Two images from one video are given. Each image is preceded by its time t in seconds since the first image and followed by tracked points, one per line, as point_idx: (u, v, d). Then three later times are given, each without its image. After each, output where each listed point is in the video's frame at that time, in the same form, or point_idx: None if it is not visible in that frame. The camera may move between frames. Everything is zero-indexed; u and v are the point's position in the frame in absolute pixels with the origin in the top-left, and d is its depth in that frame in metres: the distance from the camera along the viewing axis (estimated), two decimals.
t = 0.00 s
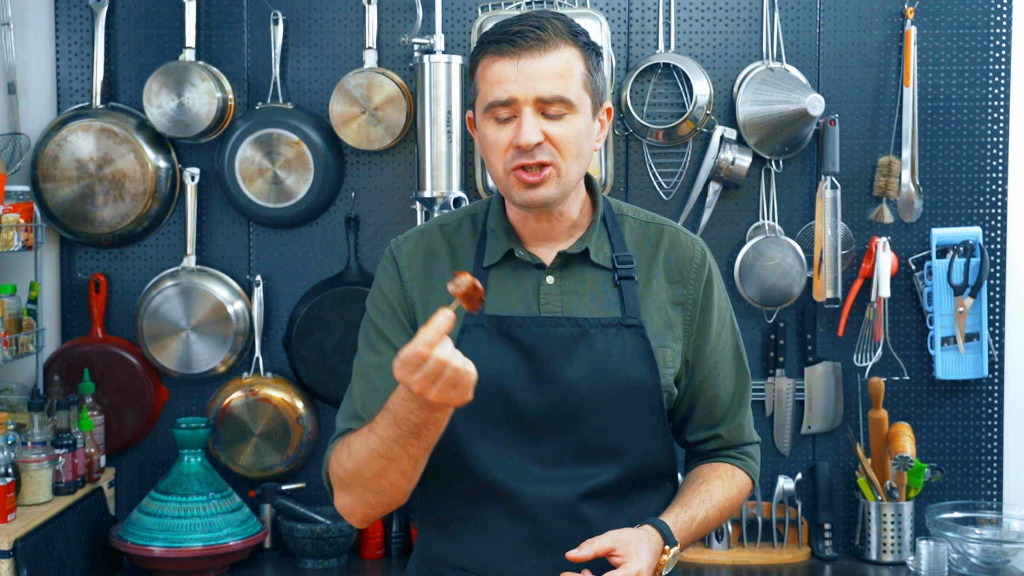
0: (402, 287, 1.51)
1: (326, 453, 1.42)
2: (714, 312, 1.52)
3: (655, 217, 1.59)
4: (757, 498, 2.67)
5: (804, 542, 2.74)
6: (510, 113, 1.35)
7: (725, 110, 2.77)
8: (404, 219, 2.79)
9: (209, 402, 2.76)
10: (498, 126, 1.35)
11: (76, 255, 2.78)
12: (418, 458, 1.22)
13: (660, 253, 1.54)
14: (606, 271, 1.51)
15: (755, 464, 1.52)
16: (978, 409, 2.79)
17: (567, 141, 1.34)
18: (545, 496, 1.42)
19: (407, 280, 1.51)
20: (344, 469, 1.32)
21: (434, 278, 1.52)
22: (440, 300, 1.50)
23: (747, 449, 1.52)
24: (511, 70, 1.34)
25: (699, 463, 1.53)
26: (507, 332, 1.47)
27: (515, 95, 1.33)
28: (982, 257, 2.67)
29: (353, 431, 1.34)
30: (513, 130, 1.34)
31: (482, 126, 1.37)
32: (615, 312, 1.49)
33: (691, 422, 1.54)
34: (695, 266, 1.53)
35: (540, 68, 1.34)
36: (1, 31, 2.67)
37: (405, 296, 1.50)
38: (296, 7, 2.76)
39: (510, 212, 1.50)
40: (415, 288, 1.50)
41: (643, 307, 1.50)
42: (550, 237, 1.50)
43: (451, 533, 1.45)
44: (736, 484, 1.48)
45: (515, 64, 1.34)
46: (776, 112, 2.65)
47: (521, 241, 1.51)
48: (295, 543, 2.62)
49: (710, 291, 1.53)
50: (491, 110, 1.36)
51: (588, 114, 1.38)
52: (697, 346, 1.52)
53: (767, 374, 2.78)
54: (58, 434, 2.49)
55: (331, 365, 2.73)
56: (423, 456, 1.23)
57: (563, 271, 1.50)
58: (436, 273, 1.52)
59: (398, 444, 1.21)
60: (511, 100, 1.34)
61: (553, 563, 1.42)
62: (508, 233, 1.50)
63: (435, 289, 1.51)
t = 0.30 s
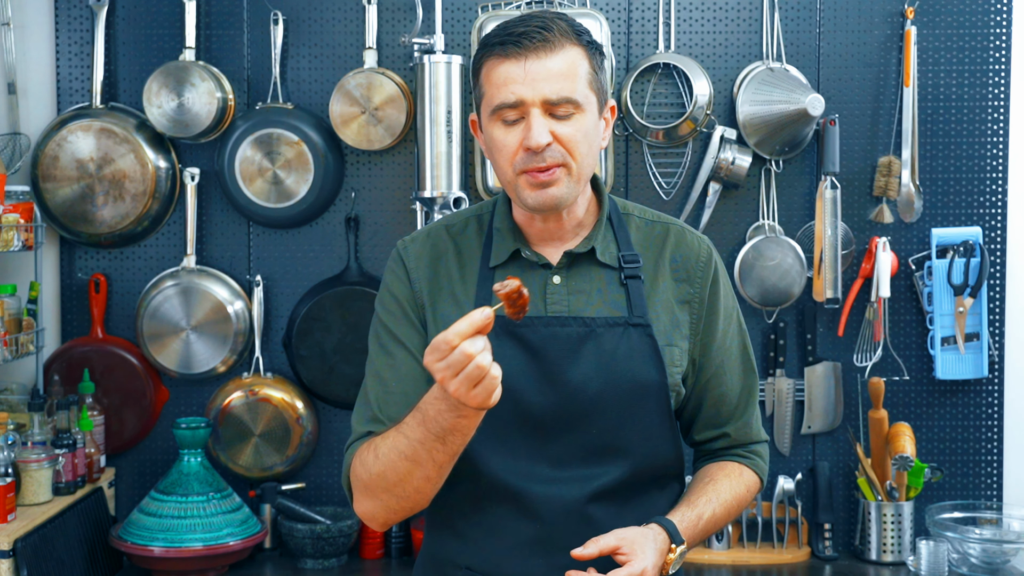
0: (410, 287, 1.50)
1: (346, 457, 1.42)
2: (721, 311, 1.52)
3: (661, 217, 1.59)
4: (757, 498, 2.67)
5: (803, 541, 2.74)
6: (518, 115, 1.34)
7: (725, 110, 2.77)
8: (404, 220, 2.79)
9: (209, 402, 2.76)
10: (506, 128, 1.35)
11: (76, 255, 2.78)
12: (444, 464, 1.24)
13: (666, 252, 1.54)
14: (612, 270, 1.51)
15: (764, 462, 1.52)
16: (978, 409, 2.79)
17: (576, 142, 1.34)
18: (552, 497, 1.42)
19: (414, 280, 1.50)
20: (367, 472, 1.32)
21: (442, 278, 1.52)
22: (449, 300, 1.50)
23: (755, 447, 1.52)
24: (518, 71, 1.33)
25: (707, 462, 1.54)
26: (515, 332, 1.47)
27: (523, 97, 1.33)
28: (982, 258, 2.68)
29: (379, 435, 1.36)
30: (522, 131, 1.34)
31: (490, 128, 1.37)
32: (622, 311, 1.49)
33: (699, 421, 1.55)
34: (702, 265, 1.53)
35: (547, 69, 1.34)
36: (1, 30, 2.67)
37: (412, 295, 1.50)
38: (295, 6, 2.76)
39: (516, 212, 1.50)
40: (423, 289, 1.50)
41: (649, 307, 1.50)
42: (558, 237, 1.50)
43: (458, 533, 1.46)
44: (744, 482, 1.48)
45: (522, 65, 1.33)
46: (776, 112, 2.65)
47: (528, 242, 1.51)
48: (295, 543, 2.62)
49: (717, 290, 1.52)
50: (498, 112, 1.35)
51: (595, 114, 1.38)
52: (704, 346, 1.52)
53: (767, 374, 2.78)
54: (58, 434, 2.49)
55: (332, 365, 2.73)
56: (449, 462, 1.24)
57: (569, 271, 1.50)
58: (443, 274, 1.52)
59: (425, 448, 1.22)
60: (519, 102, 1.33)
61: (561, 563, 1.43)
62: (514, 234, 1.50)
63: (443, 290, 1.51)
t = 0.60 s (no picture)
0: (415, 287, 1.51)
1: (354, 457, 1.42)
2: (726, 311, 1.52)
3: (665, 216, 1.59)
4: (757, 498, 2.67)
5: (804, 541, 2.74)
6: (524, 118, 1.34)
7: (725, 110, 2.77)
8: (404, 220, 2.79)
9: (209, 402, 2.76)
10: (512, 131, 1.35)
11: (76, 255, 2.78)
12: (455, 464, 1.25)
13: (671, 252, 1.54)
14: (617, 270, 1.51)
15: (768, 461, 1.52)
16: (978, 408, 2.79)
17: (582, 145, 1.34)
18: (558, 496, 1.42)
19: (420, 280, 1.51)
20: (376, 472, 1.33)
21: (447, 278, 1.52)
22: (454, 300, 1.50)
23: (759, 445, 1.52)
24: (525, 74, 1.33)
25: (711, 460, 1.54)
26: (519, 332, 1.47)
27: (529, 101, 1.33)
28: (982, 258, 2.68)
29: (389, 435, 1.36)
30: (528, 135, 1.34)
31: (496, 131, 1.37)
32: (627, 311, 1.49)
33: (704, 419, 1.55)
34: (707, 265, 1.53)
35: (553, 73, 1.34)
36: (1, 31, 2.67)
37: (418, 295, 1.50)
38: (295, 6, 2.76)
39: (521, 214, 1.50)
40: (429, 289, 1.50)
41: (654, 307, 1.50)
42: (563, 238, 1.50)
43: (461, 532, 1.46)
44: (748, 481, 1.48)
45: (528, 69, 1.33)
46: (776, 112, 2.65)
47: (533, 243, 1.51)
48: (295, 543, 2.62)
49: (721, 289, 1.53)
50: (504, 115, 1.35)
51: (601, 117, 1.38)
52: (708, 345, 1.52)
53: (767, 374, 2.78)
54: (58, 435, 2.49)
55: (332, 365, 2.73)
56: (460, 462, 1.26)
57: (574, 271, 1.50)
58: (449, 274, 1.52)
59: (437, 448, 1.23)
60: (525, 106, 1.33)
61: (568, 562, 1.43)
62: (519, 234, 1.51)
63: (448, 290, 1.51)
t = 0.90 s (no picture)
0: (421, 287, 1.50)
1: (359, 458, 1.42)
2: (731, 312, 1.52)
3: (670, 217, 1.59)
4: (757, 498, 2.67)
5: (804, 541, 2.74)
6: (528, 123, 1.34)
7: (725, 110, 2.77)
8: (404, 220, 2.79)
9: (209, 402, 2.76)
10: (516, 136, 1.35)
11: (76, 255, 2.78)
12: (461, 465, 1.25)
13: (676, 253, 1.54)
14: (622, 271, 1.51)
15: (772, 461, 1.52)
16: (978, 408, 2.79)
17: (585, 151, 1.34)
18: (563, 495, 1.42)
19: (425, 279, 1.50)
20: (381, 473, 1.33)
21: (452, 278, 1.52)
22: (459, 300, 1.50)
23: (764, 446, 1.52)
24: (529, 80, 1.33)
25: (716, 460, 1.54)
26: (523, 332, 1.48)
27: (533, 107, 1.33)
28: (982, 257, 2.68)
29: (394, 436, 1.36)
30: (531, 140, 1.33)
31: (500, 135, 1.37)
32: (632, 312, 1.49)
33: (708, 419, 1.55)
34: (712, 266, 1.53)
35: (557, 79, 1.33)
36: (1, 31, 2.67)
37: (423, 295, 1.50)
38: (295, 7, 2.76)
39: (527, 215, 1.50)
40: (434, 289, 1.50)
41: (660, 308, 1.50)
42: (568, 240, 1.50)
43: (463, 532, 1.46)
44: (753, 481, 1.48)
45: (532, 74, 1.33)
46: (776, 112, 2.65)
47: (538, 244, 1.51)
48: (295, 543, 2.62)
49: (726, 290, 1.52)
50: (508, 120, 1.35)
51: (605, 122, 1.37)
52: (713, 346, 1.52)
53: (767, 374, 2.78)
54: (58, 434, 2.49)
55: (332, 365, 2.73)
56: (465, 463, 1.26)
57: (580, 272, 1.50)
58: (454, 273, 1.52)
59: (443, 451, 1.23)
60: (529, 112, 1.33)
61: (573, 561, 1.43)
62: (525, 235, 1.50)
63: (453, 289, 1.51)
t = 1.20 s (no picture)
0: (424, 287, 1.51)
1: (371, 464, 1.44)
2: (733, 311, 1.52)
3: (673, 217, 1.59)
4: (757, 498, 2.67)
5: (804, 542, 2.74)
6: (532, 125, 1.34)
7: (725, 110, 2.77)
8: (404, 219, 2.79)
9: (209, 402, 2.76)
10: (520, 138, 1.35)
11: (76, 255, 2.78)
12: (473, 478, 1.28)
13: (679, 252, 1.54)
14: (625, 270, 1.51)
15: (773, 462, 1.52)
16: (978, 408, 2.79)
17: (590, 151, 1.34)
18: (565, 495, 1.42)
19: (428, 279, 1.51)
20: (395, 487, 1.35)
21: (455, 277, 1.52)
22: (461, 300, 1.50)
23: (765, 447, 1.52)
24: (532, 82, 1.33)
25: (718, 462, 1.54)
26: (524, 331, 1.48)
27: (536, 108, 1.33)
28: (982, 258, 2.68)
29: (403, 448, 1.38)
30: (536, 141, 1.33)
31: (504, 136, 1.37)
32: (635, 310, 1.49)
33: (710, 420, 1.54)
34: (714, 265, 1.53)
35: (560, 80, 1.33)
36: (1, 30, 2.67)
37: (426, 294, 1.50)
38: (296, 7, 2.76)
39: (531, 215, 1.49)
40: (436, 288, 1.50)
41: (662, 307, 1.51)
42: (572, 239, 1.49)
43: (464, 533, 1.46)
44: (755, 482, 1.48)
45: (535, 75, 1.33)
46: (776, 112, 2.65)
47: (542, 242, 1.50)
48: (295, 543, 2.62)
49: (728, 290, 1.52)
50: (512, 122, 1.35)
51: (609, 121, 1.37)
52: (715, 345, 1.52)
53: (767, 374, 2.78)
54: (58, 434, 2.49)
55: (332, 365, 2.73)
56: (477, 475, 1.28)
57: (583, 271, 1.50)
58: (457, 272, 1.52)
59: (455, 468, 1.26)
60: (532, 114, 1.33)
61: (576, 560, 1.42)
62: (528, 234, 1.50)
63: (455, 288, 1.51)
